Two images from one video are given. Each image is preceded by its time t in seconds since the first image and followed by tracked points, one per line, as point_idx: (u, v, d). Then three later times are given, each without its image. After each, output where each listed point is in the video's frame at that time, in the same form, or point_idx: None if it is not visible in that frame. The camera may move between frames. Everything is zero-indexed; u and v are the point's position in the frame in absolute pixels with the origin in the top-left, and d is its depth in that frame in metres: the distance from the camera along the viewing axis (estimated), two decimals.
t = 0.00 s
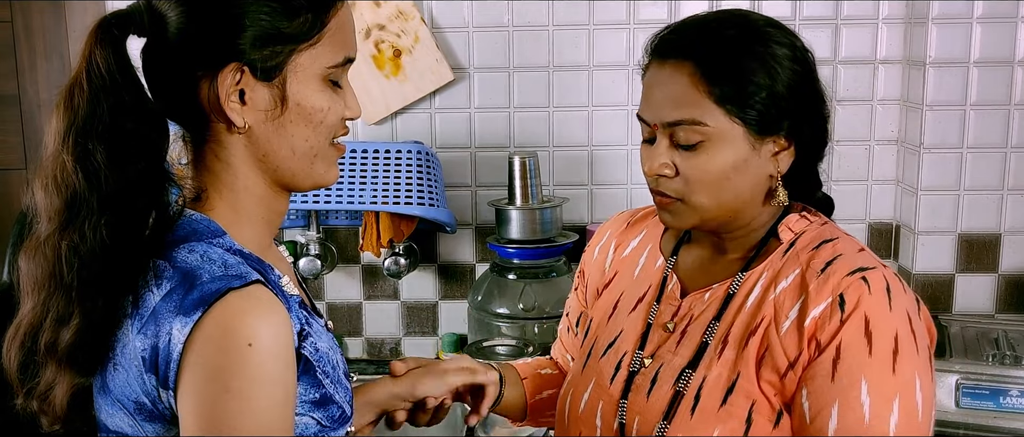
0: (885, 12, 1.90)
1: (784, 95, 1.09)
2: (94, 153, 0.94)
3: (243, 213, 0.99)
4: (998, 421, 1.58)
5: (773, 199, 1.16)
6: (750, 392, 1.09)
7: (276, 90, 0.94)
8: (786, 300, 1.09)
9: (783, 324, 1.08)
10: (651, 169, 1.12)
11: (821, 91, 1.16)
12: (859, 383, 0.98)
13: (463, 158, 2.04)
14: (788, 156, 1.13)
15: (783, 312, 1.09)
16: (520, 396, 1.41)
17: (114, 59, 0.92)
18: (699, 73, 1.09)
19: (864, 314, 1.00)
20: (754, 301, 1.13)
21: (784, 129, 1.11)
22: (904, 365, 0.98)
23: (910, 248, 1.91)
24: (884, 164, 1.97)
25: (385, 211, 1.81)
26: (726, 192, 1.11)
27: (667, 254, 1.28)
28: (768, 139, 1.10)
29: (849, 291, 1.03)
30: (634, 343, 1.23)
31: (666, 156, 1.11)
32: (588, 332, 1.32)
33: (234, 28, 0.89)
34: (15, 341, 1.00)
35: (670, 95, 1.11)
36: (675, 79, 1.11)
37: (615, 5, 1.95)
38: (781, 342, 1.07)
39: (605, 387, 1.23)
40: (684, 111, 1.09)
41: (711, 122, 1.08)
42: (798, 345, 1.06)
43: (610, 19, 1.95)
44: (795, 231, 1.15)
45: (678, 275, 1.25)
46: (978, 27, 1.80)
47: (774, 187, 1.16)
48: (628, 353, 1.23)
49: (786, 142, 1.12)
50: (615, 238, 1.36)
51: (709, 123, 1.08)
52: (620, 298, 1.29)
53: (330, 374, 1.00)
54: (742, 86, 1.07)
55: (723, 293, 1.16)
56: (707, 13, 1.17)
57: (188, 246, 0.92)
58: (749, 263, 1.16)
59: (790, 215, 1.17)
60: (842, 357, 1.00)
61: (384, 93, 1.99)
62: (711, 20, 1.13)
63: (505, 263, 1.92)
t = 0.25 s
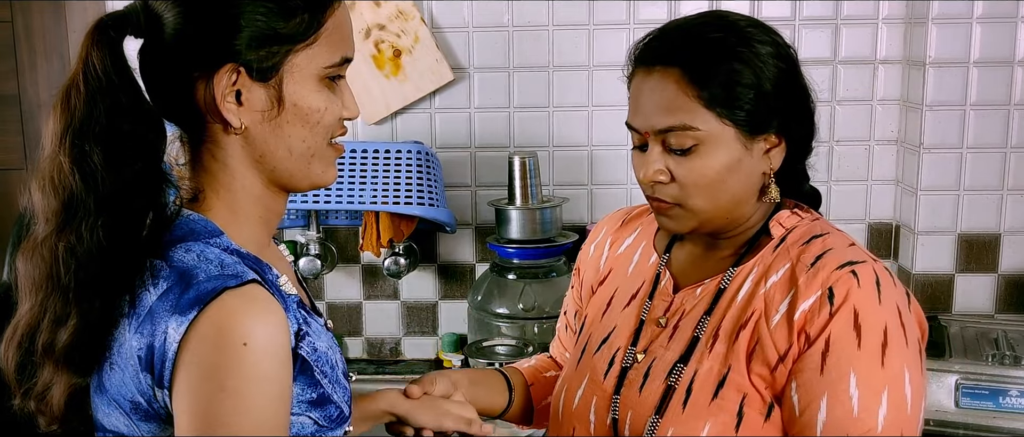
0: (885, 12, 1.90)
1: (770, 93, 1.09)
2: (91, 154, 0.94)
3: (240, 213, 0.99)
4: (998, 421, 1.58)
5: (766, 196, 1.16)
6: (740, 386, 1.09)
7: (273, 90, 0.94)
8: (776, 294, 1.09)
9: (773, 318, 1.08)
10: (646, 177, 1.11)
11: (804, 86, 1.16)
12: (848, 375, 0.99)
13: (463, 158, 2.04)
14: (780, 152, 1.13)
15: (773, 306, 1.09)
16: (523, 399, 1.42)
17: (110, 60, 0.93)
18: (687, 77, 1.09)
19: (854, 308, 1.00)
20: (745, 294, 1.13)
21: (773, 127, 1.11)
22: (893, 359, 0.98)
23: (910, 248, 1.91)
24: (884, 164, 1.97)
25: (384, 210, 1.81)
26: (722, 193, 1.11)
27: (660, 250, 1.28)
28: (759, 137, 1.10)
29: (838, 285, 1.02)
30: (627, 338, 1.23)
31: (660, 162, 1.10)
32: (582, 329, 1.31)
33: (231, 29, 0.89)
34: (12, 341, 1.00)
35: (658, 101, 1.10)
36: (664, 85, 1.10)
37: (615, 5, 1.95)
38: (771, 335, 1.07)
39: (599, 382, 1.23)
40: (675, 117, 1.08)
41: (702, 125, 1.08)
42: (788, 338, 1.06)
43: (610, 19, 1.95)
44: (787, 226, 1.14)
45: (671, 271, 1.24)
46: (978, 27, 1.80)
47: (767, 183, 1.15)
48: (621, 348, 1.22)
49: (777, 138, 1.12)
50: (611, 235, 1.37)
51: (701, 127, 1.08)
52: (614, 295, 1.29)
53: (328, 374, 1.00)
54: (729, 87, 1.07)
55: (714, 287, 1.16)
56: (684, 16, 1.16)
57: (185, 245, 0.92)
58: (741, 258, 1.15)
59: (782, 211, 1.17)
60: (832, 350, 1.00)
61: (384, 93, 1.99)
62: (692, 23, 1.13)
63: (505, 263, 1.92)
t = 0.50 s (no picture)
0: (885, 12, 1.90)
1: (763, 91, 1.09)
2: (91, 151, 0.94)
3: (239, 212, 0.99)
4: (999, 421, 1.58)
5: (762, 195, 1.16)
6: (734, 383, 1.09)
7: (273, 90, 0.94)
8: (771, 291, 1.09)
9: (768, 314, 1.08)
10: (642, 179, 1.11)
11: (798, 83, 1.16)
12: (841, 371, 0.98)
13: (463, 158, 2.04)
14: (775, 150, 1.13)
15: (767, 303, 1.08)
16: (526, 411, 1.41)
17: (110, 58, 0.93)
18: (679, 79, 1.09)
19: (847, 304, 1.00)
20: (740, 290, 1.13)
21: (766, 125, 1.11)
22: (886, 355, 0.98)
23: (910, 248, 1.91)
24: (885, 164, 1.97)
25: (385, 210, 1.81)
26: (719, 193, 1.10)
27: (657, 249, 1.28)
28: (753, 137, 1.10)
29: (832, 281, 1.02)
30: (622, 336, 1.23)
31: (655, 164, 1.10)
32: (579, 327, 1.32)
33: (231, 29, 0.89)
34: (11, 338, 0.99)
35: (652, 104, 1.10)
36: (656, 88, 1.10)
37: (616, 5, 1.95)
38: (765, 332, 1.07)
39: (594, 379, 1.23)
40: (668, 119, 1.09)
41: (696, 127, 1.08)
42: (782, 334, 1.05)
43: (611, 19, 1.95)
44: (782, 224, 1.14)
45: (666, 270, 1.25)
46: (978, 27, 1.80)
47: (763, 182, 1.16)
48: (617, 346, 1.22)
49: (772, 137, 1.12)
50: (607, 235, 1.37)
51: (695, 129, 1.08)
52: (610, 293, 1.30)
53: (328, 371, 1.00)
54: (722, 88, 1.07)
55: (710, 285, 1.16)
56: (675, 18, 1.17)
57: (185, 243, 0.92)
58: (736, 256, 1.16)
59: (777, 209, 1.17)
60: (825, 346, 1.00)
61: (383, 93, 1.99)
62: (682, 26, 1.13)
63: (505, 263, 1.92)
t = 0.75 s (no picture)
0: (886, 12, 1.90)
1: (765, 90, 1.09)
2: (88, 149, 0.94)
3: (237, 212, 0.99)
4: (1000, 420, 1.58)
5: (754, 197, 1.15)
6: (731, 390, 1.09)
7: (271, 90, 0.94)
8: (768, 296, 1.09)
9: (765, 320, 1.08)
10: (635, 162, 1.12)
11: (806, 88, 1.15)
12: (839, 378, 0.98)
13: (463, 158, 2.04)
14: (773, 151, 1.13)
15: (765, 309, 1.08)
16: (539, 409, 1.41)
17: (109, 57, 0.93)
18: (683, 66, 1.09)
19: (845, 309, 1.00)
20: (737, 297, 1.12)
21: (767, 124, 1.10)
22: (885, 361, 0.98)
23: (911, 248, 1.92)
24: (885, 164, 1.97)
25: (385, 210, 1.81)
26: (710, 187, 1.11)
27: (657, 252, 1.29)
28: (751, 133, 1.10)
29: (830, 287, 1.02)
30: (621, 341, 1.23)
31: (649, 148, 1.11)
32: (580, 331, 1.32)
33: (230, 28, 0.89)
34: (9, 338, 0.99)
35: (653, 88, 1.11)
36: (660, 72, 1.11)
37: (617, 4, 1.95)
38: (762, 339, 1.07)
39: (594, 384, 1.23)
40: (667, 103, 1.09)
41: (693, 115, 1.08)
42: (779, 341, 1.05)
43: (611, 19, 1.95)
44: (782, 228, 1.14)
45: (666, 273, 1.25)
46: (979, 27, 1.80)
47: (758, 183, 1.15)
48: (616, 351, 1.23)
49: (770, 138, 1.12)
50: (610, 237, 1.38)
51: (692, 116, 1.08)
52: (611, 297, 1.30)
53: (328, 370, 1.00)
54: (723, 80, 1.07)
55: (708, 289, 1.16)
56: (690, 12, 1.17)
57: (182, 243, 0.92)
58: (734, 262, 1.16)
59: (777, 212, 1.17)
60: (824, 352, 1.00)
61: (383, 92, 1.99)
62: (694, 18, 1.13)
63: (506, 263, 1.92)
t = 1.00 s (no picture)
0: (887, 12, 1.90)
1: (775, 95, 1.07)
2: (89, 151, 0.94)
3: (239, 213, 0.99)
4: (1000, 421, 1.58)
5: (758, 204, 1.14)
6: (734, 400, 1.08)
7: (272, 90, 0.94)
8: (773, 306, 1.08)
9: (768, 330, 1.07)
10: (636, 158, 1.13)
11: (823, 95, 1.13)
12: (839, 391, 0.97)
13: (464, 158, 2.04)
14: (775, 160, 1.11)
15: (769, 319, 1.07)
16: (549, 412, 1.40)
17: (109, 58, 0.93)
18: (688, 69, 1.09)
19: (849, 321, 0.98)
20: (745, 305, 1.12)
21: (770, 133, 1.09)
22: (888, 376, 0.96)
23: (911, 248, 1.91)
24: (886, 164, 1.97)
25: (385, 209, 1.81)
26: (705, 189, 1.11)
27: (672, 257, 1.30)
28: (752, 140, 1.09)
29: (835, 298, 1.00)
30: (630, 345, 1.23)
31: (651, 148, 1.12)
32: (593, 334, 1.33)
33: (230, 28, 0.89)
34: (10, 338, 0.99)
35: (658, 88, 1.12)
36: (665, 72, 1.11)
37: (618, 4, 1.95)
38: (766, 349, 1.06)
39: (601, 388, 1.23)
40: (668, 104, 1.10)
41: (692, 117, 1.09)
42: (781, 352, 1.04)
43: (612, 19, 1.95)
44: (794, 236, 1.12)
45: (680, 278, 1.25)
46: (980, 27, 1.80)
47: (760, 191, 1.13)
48: (625, 355, 1.23)
49: (774, 146, 1.10)
50: (627, 241, 1.39)
51: (690, 118, 1.09)
52: (624, 301, 1.31)
53: (328, 372, 1.00)
54: (728, 82, 1.07)
55: (717, 297, 1.16)
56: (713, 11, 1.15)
57: (184, 244, 0.92)
58: (744, 268, 1.15)
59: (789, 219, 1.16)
60: (824, 364, 0.98)
61: (384, 92, 1.99)
62: (713, 16, 1.12)
63: (506, 263, 1.92)
